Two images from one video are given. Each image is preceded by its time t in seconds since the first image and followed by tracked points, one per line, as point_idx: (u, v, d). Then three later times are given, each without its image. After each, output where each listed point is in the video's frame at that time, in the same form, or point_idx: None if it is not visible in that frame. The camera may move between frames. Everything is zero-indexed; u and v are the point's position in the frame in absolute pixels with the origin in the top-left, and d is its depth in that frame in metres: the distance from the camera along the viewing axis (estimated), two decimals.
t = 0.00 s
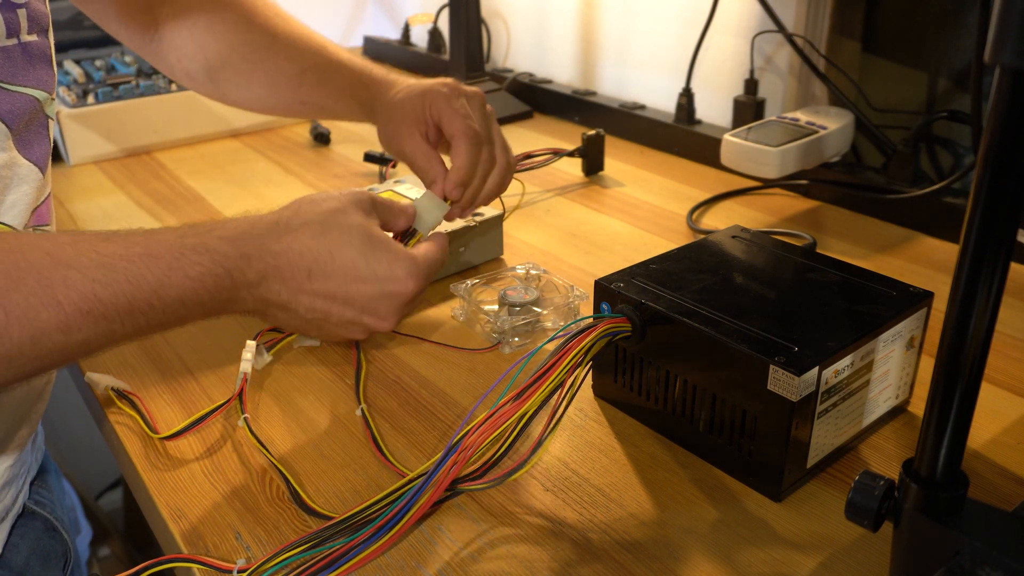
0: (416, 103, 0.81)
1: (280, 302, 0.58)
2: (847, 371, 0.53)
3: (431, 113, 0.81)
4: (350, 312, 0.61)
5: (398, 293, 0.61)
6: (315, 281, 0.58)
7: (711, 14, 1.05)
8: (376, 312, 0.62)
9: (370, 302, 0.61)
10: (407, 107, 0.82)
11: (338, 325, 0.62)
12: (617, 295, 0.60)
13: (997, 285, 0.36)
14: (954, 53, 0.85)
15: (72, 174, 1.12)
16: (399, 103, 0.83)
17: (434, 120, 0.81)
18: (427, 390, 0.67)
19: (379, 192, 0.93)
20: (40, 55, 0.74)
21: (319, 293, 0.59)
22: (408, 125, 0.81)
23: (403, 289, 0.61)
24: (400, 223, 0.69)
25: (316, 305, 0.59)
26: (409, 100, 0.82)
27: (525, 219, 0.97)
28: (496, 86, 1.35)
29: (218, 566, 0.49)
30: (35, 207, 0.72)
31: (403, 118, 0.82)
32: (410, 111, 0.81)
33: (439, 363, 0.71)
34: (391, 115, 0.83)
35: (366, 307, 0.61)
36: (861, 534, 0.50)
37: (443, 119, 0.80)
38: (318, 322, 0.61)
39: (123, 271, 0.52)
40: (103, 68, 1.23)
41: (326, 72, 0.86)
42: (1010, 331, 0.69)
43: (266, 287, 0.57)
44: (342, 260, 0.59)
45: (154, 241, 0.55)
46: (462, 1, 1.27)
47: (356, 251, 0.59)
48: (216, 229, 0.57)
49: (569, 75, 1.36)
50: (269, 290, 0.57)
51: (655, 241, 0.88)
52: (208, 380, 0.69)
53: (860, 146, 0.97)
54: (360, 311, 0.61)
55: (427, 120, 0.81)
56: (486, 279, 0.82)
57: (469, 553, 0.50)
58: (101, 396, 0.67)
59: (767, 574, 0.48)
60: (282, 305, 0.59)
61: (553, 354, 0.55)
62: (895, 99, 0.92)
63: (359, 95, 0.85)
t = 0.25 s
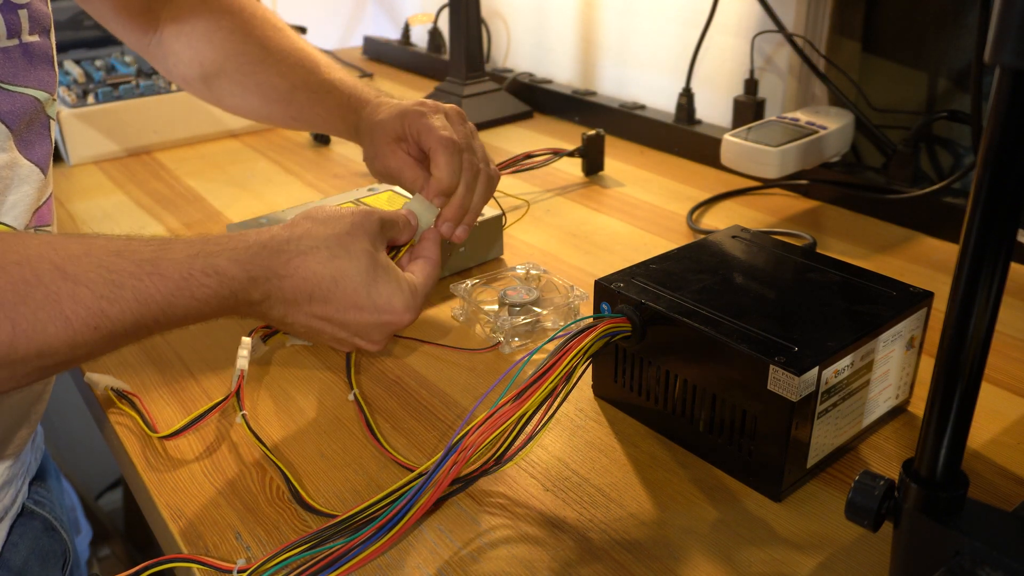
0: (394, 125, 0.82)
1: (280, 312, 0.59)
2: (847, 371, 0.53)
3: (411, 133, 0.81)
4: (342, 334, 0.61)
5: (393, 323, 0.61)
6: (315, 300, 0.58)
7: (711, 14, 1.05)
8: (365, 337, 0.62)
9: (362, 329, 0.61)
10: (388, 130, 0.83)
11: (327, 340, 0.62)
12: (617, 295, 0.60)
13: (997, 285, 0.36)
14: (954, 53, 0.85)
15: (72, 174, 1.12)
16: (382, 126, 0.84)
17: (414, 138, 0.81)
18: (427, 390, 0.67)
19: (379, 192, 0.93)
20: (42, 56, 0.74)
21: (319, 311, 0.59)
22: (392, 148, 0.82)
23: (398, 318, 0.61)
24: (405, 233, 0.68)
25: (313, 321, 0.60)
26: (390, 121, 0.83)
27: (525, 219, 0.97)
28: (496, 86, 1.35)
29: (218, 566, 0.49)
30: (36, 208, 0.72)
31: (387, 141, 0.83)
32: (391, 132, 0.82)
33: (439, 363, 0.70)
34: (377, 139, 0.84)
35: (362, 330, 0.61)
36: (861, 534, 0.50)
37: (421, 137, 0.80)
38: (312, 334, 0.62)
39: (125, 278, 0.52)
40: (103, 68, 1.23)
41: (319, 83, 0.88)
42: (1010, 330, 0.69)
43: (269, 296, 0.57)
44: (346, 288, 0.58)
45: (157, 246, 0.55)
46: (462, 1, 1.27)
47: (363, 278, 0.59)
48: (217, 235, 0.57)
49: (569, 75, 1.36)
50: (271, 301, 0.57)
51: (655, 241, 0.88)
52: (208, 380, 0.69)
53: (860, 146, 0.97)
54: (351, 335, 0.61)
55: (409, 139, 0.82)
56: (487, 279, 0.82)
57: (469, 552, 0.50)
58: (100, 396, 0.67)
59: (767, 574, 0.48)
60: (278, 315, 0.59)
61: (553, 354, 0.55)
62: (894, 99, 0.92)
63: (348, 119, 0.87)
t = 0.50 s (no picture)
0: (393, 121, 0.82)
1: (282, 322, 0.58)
2: (847, 371, 0.53)
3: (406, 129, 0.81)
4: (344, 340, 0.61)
5: (396, 328, 0.61)
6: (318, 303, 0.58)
7: (711, 14, 1.05)
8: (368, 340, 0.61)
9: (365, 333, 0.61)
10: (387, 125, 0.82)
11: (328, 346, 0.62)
12: (617, 295, 0.60)
13: (998, 284, 0.36)
14: (954, 53, 0.85)
15: (72, 174, 1.12)
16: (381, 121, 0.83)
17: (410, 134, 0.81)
18: (428, 390, 0.67)
19: (379, 192, 0.93)
20: (46, 54, 0.74)
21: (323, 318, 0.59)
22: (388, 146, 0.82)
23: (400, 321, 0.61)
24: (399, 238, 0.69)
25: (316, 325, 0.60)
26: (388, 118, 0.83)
27: (525, 219, 0.97)
28: (496, 86, 1.35)
29: (218, 566, 0.49)
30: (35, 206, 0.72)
31: (385, 137, 0.83)
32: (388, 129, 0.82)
33: (439, 363, 0.70)
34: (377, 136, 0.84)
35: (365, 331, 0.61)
36: (862, 534, 0.50)
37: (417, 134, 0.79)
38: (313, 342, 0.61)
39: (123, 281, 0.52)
40: (103, 68, 1.23)
41: (317, 84, 0.88)
42: (1009, 331, 0.69)
43: (273, 302, 0.57)
44: (349, 292, 0.58)
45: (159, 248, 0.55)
46: (462, 1, 1.27)
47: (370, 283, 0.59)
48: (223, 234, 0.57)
49: (569, 75, 1.36)
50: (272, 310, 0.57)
51: (655, 241, 0.88)
52: (208, 380, 0.69)
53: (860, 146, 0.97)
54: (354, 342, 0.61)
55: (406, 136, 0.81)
56: (486, 279, 0.82)
57: (470, 552, 0.50)
58: (100, 396, 0.67)
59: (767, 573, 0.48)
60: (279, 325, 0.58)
61: (553, 354, 0.55)
62: (894, 99, 0.92)
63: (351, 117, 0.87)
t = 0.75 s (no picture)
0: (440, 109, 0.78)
1: (284, 310, 0.56)
2: (847, 371, 0.53)
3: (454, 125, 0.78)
4: (353, 325, 0.59)
5: (401, 294, 0.60)
6: (321, 282, 0.56)
7: (711, 14, 1.05)
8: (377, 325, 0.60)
9: (373, 310, 0.59)
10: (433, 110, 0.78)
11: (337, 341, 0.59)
12: (617, 295, 0.60)
13: (998, 284, 0.36)
14: (954, 53, 0.85)
15: (72, 174, 1.12)
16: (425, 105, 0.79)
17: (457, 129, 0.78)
18: (428, 391, 0.67)
19: (380, 192, 0.93)
20: (46, 51, 0.74)
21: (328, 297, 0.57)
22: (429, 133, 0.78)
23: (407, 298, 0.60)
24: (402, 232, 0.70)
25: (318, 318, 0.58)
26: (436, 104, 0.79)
27: (525, 219, 0.97)
28: (496, 86, 1.35)
29: (219, 566, 0.49)
30: (38, 204, 0.72)
31: (429, 120, 0.78)
32: (434, 119, 0.78)
33: (439, 364, 0.70)
34: (415, 115, 0.79)
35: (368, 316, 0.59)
36: (862, 534, 0.50)
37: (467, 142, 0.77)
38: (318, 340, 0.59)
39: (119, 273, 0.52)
40: (103, 68, 1.23)
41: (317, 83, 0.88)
42: (1009, 330, 0.69)
43: (267, 284, 0.55)
44: (342, 263, 0.58)
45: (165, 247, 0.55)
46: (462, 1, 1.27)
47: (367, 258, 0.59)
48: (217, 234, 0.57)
49: (569, 75, 1.36)
50: (271, 294, 0.55)
51: (655, 241, 0.88)
52: (208, 380, 0.69)
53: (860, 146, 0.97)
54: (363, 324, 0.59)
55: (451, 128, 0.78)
56: (487, 279, 0.82)
57: (470, 553, 0.50)
58: (101, 396, 0.67)
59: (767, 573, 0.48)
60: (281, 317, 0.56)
61: (553, 355, 0.55)
62: (894, 99, 0.92)
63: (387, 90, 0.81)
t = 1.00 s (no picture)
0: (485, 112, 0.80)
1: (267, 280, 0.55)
2: (847, 371, 0.53)
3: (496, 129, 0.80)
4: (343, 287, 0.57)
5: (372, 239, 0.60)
6: (298, 247, 0.57)
7: (711, 14, 1.05)
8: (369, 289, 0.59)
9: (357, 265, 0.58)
10: (476, 112, 0.80)
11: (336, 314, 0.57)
12: (617, 295, 0.60)
13: (998, 284, 0.36)
14: (954, 53, 0.85)
15: (72, 174, 1.12)
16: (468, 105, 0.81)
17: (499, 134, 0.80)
18: (428, 391, 0.67)
19: (380, 192, 0.93)
20: (44, 51, 0.74)
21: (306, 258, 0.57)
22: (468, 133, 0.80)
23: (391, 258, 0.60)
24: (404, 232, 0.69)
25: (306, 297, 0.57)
26: (480, 106, 0.81)
27: (525, 219, 0.97)
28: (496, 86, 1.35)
29: (219, 566, 0.49)
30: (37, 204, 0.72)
31: (472, 119, 0.80)
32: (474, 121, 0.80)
33: (440, 364, 0.70)
34: (454, 110, 0.81)
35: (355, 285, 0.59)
36: (862, 534, 0.50)
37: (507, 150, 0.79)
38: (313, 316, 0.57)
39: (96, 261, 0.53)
40: (103, 68, 1.23)
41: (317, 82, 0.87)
42: (1009, 330, 0.69)
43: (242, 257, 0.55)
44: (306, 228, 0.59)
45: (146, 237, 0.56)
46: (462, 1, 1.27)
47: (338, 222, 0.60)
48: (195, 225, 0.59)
49: (569, 75, 1.36)
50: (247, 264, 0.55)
51: (655, 241, 0.88)
52: (208, 380, 0.69)
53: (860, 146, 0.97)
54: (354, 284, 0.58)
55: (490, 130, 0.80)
56: (487, 279, 0.82)
57: (470, 553, 0.50)
58: (101, 396, 0.67)
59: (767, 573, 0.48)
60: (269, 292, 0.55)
61: (553, 355, 0.55)
62: (894, 99, 0.92)
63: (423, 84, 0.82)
